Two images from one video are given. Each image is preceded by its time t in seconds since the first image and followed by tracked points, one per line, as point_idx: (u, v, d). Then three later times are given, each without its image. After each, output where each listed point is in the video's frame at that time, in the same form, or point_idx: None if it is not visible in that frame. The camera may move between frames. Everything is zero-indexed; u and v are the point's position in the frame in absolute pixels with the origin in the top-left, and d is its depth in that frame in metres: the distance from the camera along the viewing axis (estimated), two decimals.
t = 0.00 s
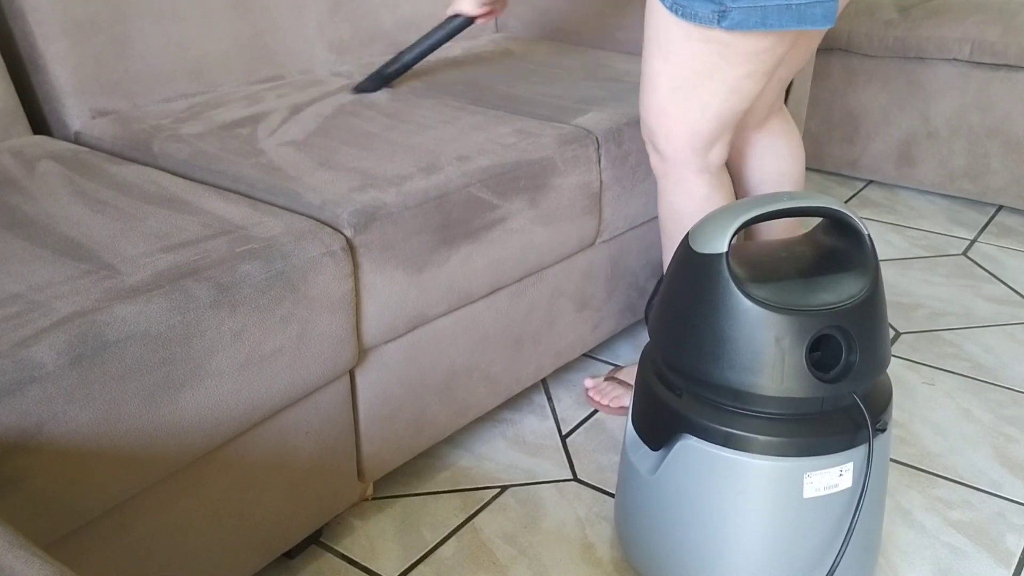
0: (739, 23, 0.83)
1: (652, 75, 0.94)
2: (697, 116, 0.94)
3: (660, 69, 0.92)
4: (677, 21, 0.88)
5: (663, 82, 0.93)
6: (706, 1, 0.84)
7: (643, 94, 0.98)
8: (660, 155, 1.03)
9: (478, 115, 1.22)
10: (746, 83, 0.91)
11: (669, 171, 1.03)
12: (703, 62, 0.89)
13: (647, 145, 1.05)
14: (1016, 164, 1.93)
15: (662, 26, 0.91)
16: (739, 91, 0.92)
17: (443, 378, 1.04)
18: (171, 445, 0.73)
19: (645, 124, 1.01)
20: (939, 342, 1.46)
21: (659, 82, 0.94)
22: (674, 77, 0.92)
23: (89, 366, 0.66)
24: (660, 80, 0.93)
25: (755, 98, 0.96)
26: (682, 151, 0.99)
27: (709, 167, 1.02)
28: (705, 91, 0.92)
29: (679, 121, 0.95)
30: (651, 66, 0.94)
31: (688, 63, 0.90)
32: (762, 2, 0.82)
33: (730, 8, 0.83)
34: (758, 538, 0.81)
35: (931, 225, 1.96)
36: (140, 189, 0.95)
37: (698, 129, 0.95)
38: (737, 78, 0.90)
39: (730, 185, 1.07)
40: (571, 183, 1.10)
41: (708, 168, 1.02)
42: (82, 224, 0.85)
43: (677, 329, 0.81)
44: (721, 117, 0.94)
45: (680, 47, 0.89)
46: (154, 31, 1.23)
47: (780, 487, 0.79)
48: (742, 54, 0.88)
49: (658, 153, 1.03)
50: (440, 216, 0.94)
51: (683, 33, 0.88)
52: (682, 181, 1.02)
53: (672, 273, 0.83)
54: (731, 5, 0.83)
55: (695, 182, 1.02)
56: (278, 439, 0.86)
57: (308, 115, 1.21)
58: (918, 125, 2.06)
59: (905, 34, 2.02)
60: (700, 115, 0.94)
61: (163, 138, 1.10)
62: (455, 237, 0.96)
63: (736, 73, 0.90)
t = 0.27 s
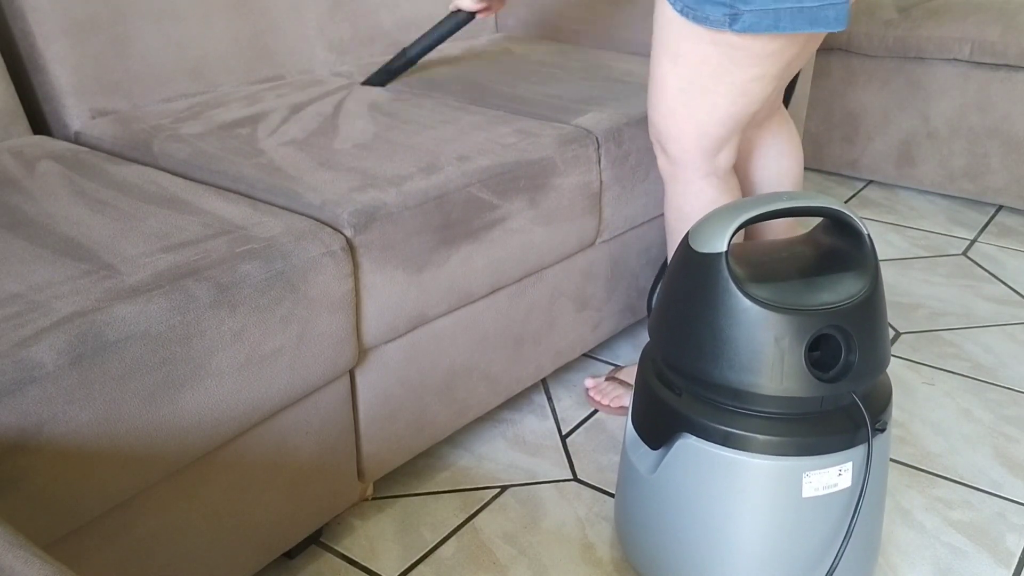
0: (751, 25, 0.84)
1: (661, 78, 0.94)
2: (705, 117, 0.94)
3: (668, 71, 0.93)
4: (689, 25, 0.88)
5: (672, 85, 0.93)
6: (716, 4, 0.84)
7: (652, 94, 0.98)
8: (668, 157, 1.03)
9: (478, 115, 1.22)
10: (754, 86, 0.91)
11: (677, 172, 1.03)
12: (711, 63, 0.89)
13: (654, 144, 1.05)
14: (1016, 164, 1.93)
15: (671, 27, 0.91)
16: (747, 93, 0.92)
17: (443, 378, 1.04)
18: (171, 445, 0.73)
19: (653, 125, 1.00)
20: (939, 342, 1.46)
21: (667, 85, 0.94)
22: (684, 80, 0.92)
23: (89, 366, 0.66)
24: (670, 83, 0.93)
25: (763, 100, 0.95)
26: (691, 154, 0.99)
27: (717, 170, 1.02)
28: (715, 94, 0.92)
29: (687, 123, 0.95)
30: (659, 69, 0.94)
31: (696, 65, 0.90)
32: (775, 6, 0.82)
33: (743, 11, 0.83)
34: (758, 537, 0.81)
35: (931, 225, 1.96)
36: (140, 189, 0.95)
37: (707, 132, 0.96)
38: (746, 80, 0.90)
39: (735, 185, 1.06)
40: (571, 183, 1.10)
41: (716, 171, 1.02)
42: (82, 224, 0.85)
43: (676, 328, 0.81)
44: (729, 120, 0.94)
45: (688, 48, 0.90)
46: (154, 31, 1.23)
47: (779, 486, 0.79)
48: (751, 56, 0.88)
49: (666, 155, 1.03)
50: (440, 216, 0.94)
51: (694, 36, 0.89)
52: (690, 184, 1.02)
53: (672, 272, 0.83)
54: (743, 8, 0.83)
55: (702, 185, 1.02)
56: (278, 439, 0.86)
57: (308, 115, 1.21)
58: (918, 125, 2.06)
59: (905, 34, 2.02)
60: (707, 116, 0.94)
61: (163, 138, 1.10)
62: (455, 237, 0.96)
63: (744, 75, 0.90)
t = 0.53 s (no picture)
0: (730, 21, 0.82)
1: (653, 75, 0.94)
2: (695, 112, 0.94)
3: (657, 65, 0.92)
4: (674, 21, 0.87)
5: (663, 81, 0.93)
6: None
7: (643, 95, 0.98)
8: (661, 155, 1.04)
9: (478, 115, 1.22)
10: (742, 82, 0.90)
11: (671, 171, 1.04)
12: (696, 58, 0.88)
13: (649, 142, 1.06)
14: (1016, 164, 1.93)
15: (659, 21, 0.90)
16: (735, 90, 0.90)
17: (443, 378, 1.04)
18: (171, 445, 0.73)
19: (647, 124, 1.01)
20: (939, 342, 1.46)
21: (659, 82, 0.94)
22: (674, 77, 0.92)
23: (90, 366, 0.66)
24: (661, 79, 0.93)
25: (756, 96, 0.94)
26: (682, 150, 0.99)
27: (710, 167, 1.02)
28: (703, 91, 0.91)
29: (678, 118, 0.95)
30: (651, 66, 0.94)
31: (685, 62, 0.89)
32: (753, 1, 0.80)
33: (721, 6, 0.82)
34: (758, 536, 0.81)
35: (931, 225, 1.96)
36: (141, 189, 0.95)
37: (697, 129, 0.95)
38: (732, 76, 0.89)
39: (731, 183, 1.07)
40: (571, 183, 1.10)
41: (709, 168, 1.02)
42: (82, 224, 0.85)
43: (675, 327, 0.81)
44: (718, 116, 0.93)
45: (674, 44, 0.89)
46: (154, 31, 1.23)
47: (779, 486, 0.78)
48: (736, 52, 0.86)
49: (658, 152, 1.04)
50: (440, 216, 0.94)
51: (680, 32, 0.88)
52: (683, 181, 1.03)
53: (671, 272, 0.83)
54: (721, 3, 0.81)
55: (695, 182, 1.03)
56: (278, 439, 0.86)
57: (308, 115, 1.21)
58: (918, 125, 2.06)
59: (905, 34, 2.02)
60: (697, 112, 0.93)
61: (163, 138, 1.10)
62: (455, 237, 0.96)
63: (732, 73, 0.89)
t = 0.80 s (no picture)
0: (765, 22, 0.84)
1: (667, 77, 0.94)
2: (710, 113, 0.94)
3: (675, 65, 0.92)
4: (696, 21, 0.88)
5: (678, 82, 0.93)
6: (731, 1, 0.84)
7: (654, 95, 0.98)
8: (670, 155, 1.03)
9: (478, 115, 1.22)
10: (761, 82, 0.92)
11: (679, 172, 1.03)
12: (718, 58, 0.89)
13: (655, 143, 1.06)
14: (1016, 164, 1.93)
15: (678, 22, 0.90)
16: (753, 90, 0.92)
17: (443, 378, 1.04)
18: (171, 445, 0.73)
19: (656, 125, 1.01)
20: (939, 342, 1.46)
21: (674, 83, 0.93)
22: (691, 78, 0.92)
23: (89, 366, 0.66)
24: (676, 80, 0.93)
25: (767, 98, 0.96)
26: (695, 152, 0.99)
27: (720, 168, 1.02)
28: (721, 90, 0.91)
29: (691, 119, 0.95)
30: (664, 67, 0.94)
31: (704, 62, 0.90)
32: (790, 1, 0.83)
33: (756, 7, 0.83)
34: (758, 537, 0.81)
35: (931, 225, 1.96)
36: (141, 189, 0.95)
37: (713, 129, 0.96)
38: (753, 76, 0.91)
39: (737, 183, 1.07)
40: (571, 183, 1.10)
41: (718, 169, 1.02)
42: (82, 224, 0.85)
43: (675, 328, 0.81)
44: (733, 117, 0.94)
45: (696, 43, 0.89)
46: (154, 31, 1.23)
47: (779, 486, 0.78)
48: (761, 53, 0.88)
49: (666, 152, 1.04)
50: (440, 216, 0.94)
51: (701, 32, 0.88)
52: (692, 182, 1.03)
53: (671, 272, 0.83)
54: (757, 4, 0.83)
55: (704, 183, 1.03)
56: (278, 439, 0.86)
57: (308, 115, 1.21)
58: (918, 125, 2.06)
59: (905, 34, 2.02)
60: (712, 113, 0.94)
61: (163, 138, 1.10)
62: (454, 237, 0.96)
63: (751, 71, 0.90)
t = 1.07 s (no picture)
0: (771, 24, 0.83)
1: (667, 77, 0.93)
2: (710, 117, 0.93)
3: (676, 70, 0.91)
4: (698, 21, 0.86)
5: (678, 84, 0.92)
6: (737, 2, 0.82)
7: (653, 96, 0.97)
8: (668, 158, 1.03)
9: (478, 115, 1.22)
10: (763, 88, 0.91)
11: (679, 174, 1.03)
12: (720, 63, 0.88)
13: (652, 145, 1.05)
14: (1016, 164, 1.93)
15: (680, 24, 0.89)
16: (755, 95, 0.91)
17: (443, 378, 1.04)
18: (170, 445, 0.73)
19: (655, 127, 1.00)
20: (939, 342, 1.46)
21: (673, 84, 0.93)
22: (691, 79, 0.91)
23: (89, 366, 0.66)
24: (675, 82, 0.92)
25: (767, 102, 0.95)
26: (693, 153, 0.99)
27: (717, 171, 1.03)
28: (721, 93, 0.91)
29: (691, 121, 0.95)
30: (664, 68, 0.93)
31: (704, 64, 0.89)
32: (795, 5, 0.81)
33: (763, 10, 0.82)
34: (758, 536, 0.81)
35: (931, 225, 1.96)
36: (141, 189, 0.95)
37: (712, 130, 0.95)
38: (757, 81, 0.90)
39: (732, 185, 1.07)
40: (571, 183, 1.10)
41: (716, 172, 1.03)
42: (82, 224, 0.85)
43: (675, 326, 0.81)
44: (733, 121, 0.94)
45: (698, 49, 0.88)
46: (154, 31, 1.23)
47: (778, 485, 0.79)
48: (766, 58, 0.87)
49: (665, 156, 1.03)
50: (440, 216, 0.94)
51: (703, 33, 0.87)
52: (691, 185, 1.03)
53: (671, 271, 0.83)
54: (763, 7, 0.82)
55: (701, 185, 1.03)
56: (278, 439, 0.86)
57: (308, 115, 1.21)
58: (918, 125, 2.06)
59: (905, 34, 2.02)
60: (712, 116, 0.93)
61: (163, 138, 1.10)
62: (454, 237, 0.96)
63: (753, 76, 0.89)
